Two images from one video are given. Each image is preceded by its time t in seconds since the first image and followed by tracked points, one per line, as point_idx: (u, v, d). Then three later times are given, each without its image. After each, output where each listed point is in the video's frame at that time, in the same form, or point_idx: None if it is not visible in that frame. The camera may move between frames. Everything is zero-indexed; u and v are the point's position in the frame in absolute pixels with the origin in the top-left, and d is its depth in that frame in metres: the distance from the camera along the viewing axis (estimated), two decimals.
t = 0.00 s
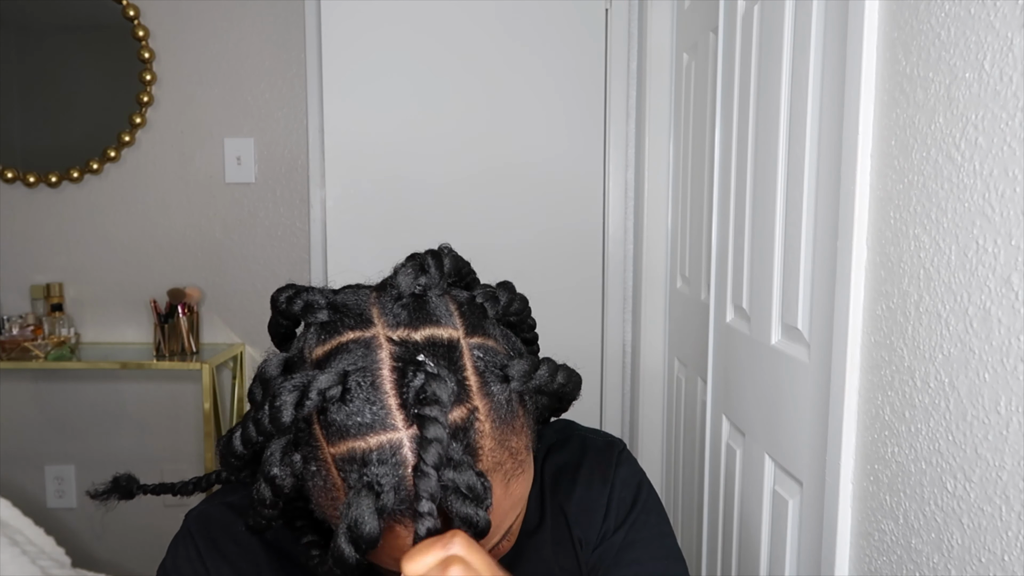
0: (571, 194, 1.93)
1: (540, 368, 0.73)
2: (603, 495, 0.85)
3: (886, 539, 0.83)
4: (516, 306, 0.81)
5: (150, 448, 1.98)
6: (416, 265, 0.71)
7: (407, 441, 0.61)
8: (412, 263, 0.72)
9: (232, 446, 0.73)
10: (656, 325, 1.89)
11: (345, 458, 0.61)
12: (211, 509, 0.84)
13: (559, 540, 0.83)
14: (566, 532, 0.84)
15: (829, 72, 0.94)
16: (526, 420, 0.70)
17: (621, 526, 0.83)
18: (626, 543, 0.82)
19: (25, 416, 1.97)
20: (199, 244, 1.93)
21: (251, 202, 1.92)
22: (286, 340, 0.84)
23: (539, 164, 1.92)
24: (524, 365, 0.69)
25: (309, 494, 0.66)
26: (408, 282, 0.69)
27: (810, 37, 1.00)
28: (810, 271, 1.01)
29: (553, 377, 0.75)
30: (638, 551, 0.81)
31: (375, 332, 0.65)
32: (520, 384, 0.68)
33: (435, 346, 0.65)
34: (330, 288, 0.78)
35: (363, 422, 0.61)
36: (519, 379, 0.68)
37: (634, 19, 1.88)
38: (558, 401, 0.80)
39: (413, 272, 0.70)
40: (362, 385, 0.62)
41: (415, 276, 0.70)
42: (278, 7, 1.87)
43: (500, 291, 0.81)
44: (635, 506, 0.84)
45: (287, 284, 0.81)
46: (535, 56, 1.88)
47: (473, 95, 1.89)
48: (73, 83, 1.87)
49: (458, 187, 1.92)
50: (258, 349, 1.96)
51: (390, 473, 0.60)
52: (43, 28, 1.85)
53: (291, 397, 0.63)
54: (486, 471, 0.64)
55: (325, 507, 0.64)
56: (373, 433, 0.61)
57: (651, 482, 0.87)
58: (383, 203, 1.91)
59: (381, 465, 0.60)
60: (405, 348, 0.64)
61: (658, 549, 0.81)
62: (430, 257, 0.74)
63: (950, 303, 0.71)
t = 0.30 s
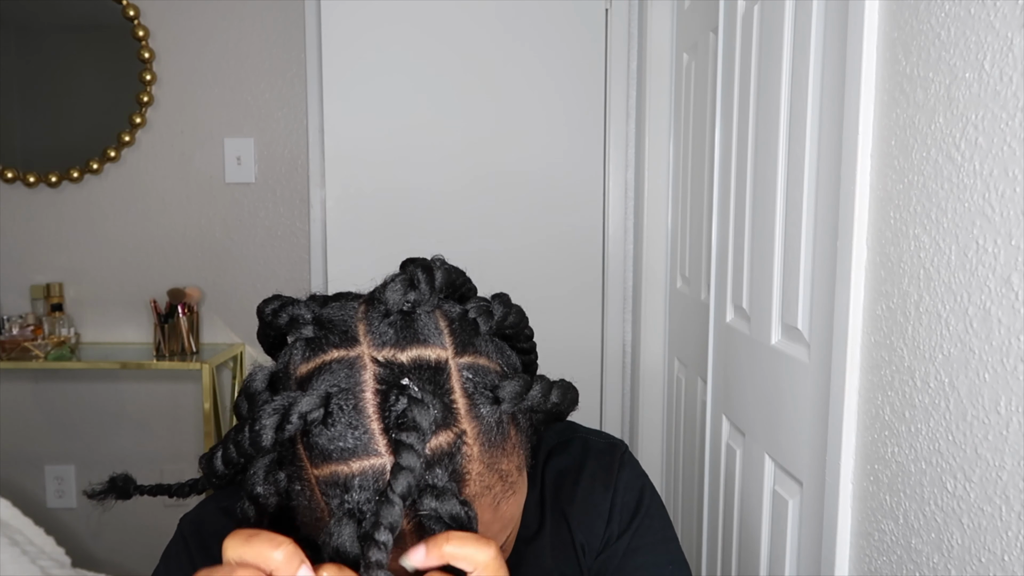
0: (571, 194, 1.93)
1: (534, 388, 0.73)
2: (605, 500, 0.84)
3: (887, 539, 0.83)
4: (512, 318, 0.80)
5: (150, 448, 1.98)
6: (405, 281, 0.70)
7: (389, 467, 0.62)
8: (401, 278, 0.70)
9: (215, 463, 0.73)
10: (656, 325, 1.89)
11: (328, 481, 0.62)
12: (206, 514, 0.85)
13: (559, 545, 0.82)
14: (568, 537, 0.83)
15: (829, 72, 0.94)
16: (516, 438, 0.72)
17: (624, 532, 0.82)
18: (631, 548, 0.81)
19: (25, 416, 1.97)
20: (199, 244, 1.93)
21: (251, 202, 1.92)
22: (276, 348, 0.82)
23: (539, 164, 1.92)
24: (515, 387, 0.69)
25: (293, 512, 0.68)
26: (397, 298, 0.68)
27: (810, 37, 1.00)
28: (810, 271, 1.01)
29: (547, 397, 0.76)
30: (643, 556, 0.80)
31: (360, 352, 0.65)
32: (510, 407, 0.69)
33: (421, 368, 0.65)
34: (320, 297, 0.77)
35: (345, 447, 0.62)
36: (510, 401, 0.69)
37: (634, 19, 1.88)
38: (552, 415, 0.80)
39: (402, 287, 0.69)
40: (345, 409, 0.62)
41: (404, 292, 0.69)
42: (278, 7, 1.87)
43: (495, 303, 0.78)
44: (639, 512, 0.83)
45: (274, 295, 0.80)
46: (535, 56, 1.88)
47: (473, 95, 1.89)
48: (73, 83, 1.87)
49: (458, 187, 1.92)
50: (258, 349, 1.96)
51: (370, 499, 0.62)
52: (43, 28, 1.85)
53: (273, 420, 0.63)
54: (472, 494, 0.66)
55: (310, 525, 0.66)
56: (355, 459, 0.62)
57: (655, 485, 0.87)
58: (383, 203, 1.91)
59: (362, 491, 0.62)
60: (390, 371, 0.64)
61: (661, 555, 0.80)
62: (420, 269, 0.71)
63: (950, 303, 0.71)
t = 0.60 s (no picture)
0: (571, 194, 1.92)
1: (539, 387, 0.71)
2: (609, 503, 0.85)
3: (887, 539, 0.83)
4: (516, 319, 0.80)
5: (150, 448, 1.98)
6: (411, 279, 0.69)
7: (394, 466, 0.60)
8: (406, 276, 0.70)
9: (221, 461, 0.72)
10: (656, 325, 1.89)
11: (331, 480, 0.61)
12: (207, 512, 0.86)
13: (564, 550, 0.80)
14: (571, 538, 0.81)
15: (829, 72, 0.94)
16: (520, 438, 0.70)
17: (626, 537, 0.84)
18: (632, 553, 0.83)
19: (26, 416, 1.97)
20: (199, 244, 1.93)
21: (251, 202, 1.92)
22: (279, 347, 0.81)
23: (539, 164, 1.92)
24: (520, 386, 0.67)
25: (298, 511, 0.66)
26: (402, 297, 0.67)
27: (809, 37, 1.00)
28: (810, 271, 1.01)
29: (552, 396, 0.74)
30: (644, 561, 0.83)
31: (364, 351, 0.64)
32: (515, 406, 0.67)
33: (426, 366, 0.64)
34: (326, 295, 0.76)
35: (350, 445, 0.60)
36: (515, 400, 0.67)
37: (634, 19, 1.88)
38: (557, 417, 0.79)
39: (408, 286, 0.68)
40: (349, 407, 0.61)
41: (410, 291, 0.68)
42: (278, 7, 1.87)
43: (500, 303, 0.80)
44: (640, 517, 0.86)
45: (279, 293, 0.79)
46: (535, 56, 1.88)
47: (473, 95, 1.89)
48: (72, 83, 1.87)
49: (458, 187, 1.92)
50: (258, 350, 1.96)
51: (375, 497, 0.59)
52: (43, 28, 1.85)
53: (278, 417, 0.62)
54: (476, 495, 0.64)
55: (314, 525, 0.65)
56: (359, 457, 0.60)
57: (656, 489, 0.89)
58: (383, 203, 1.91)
59: (367, 489, 0.60)
60: (395, 369, 0.62)
61: (661, 561, 0.83)
62: (425, 267, 0.72)
63: (950, 303, 0.71)
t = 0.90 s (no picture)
0: (571, 194, 1.93)
1: (542, 347, 0.76)
2: (608, 495, 0.87)
3: (887, 539, 0.83)
4: (521, 291, 0.83)
5: (150, 448, 1.98)
6: (423, 244, 0.76)
7: (404, 408, 0.63)
8: (419, 242, 0.76)
9: (238, 412, 0.76)
10: (656, 324, 1.89)
11: (345, 423, 0.63)
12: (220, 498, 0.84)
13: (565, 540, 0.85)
14: (573, 530, 0.86)
15: (829, 72, 0.94)
16: (523, 398, 0.73)
17: (625, 526, 0.85)
18: (631, 542, 0.84)
19: (26, 416, 1.97)
20: (199, 244, 1.93)
21: (251, 202, 1.92)
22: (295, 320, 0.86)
23: (539, 164, 1.92)
24: (524, 343, 0.72)
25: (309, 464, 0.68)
26: (414, 257, 0.73)
27: (809, 38, 1.00)
28: (810, 271, 1.01)
29: (554, 357, 0.78)
30: (643, 549, 0.83)
31: (380, 303, 0.67)
32: (519, 361, 0.71)
33: (437, 318, 0.67)
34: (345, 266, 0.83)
35: (364, 387, 0.63)
36: (519, 355, 0.71)
37: (634, 19, 1.88)
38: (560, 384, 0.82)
39: (420, 249, 0.75)
40: (364, 351, 0.64)
41: (421, 253, 0.74)
42: (278, 7, 1.87)
43: (507, 274, 0.84)
44: (639, 506, 0.86)
45: (300, 261, 0.84)
46: (535, 56, 1.88)
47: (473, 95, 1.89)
48: (72, 83, 1.87)
49: (458, 187, 1.92)
50: (258, 349, 1.96)
51: (386, 438, 0.62)
52: (43, 28, 1.84)
53: (295, 359, 0.65)
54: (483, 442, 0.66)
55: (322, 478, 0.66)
56: (372, 399, 0.63)
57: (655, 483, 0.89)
58: (383, 203, 1.91)
59: (378, 430, 0.62)
60: (407, 317, 0.66)
61: (662, 548, 0.83)
62: (437, 235, 0.78)
63: (951, 302, 0.71)
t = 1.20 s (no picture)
0: (571, 194, 1.93)
1: (517, 328, 0.77)
2: (601, 486, 0.86)
3: (887, 539, 0.83)
4: (504, 277, 0.84)
5: (150, 448, 1.98)
6: (408, 229, 0.79)
7: (380, 376, 0.63)
8: (405, 228, 0.80)
9: (232, 380, 0.79)
10: (656, 324, 1.89)
11: (323, 390, 0.64)
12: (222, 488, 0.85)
13: (555, 532, 0.85)
14: (564, 520, 0.85)
15: (829, 72, 0.94)
16: (500, 376, 0.73)
17: (619, 515, 0.83)
18: (625, 532, 0.81)
19: (26, 416, 1.97)
20: (199, 244, 1.93)
21: (251, 202, 1.92)
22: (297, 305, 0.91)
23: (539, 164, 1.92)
24: (500, 322, 0.73)
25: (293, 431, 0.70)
26: (398, 241, 0.77)
27: (809, 38, 1.00)
28: (810, 271, 1.01)
29: (529, 340, 0.79)
30: (637, 540, 0.80)
31: (363, 279, 0.69)
32: (493, 340, 0.72)
33: (415, 294, 0.68)
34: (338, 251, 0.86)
35: (340, 355, 0.64)
36: (494, 334, 0.72)
37: (634, 20, 1.88)
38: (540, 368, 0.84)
39: (404, 233, 0.79)
40: (344, 321, 0.65)
41: (405, 237, 0.78)
42: (278, 7, 1.87)
43: (489, 260, 0.84)
44: (635, 498, 0.84)
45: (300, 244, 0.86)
46: (535, 56, 1.88)
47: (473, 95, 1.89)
48: (72, 83, 1.87)
49: (458, 186, 1.92)
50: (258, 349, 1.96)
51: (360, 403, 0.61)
52: (43, 28, 1.84)
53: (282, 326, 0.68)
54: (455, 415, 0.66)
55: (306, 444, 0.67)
56: (348, 367, 0.63)
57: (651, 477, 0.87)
58: (383, 202, 1.91)
59: (353, 396, 0.62)
60: (385, 292, 0.67)
61: (658, 539, 0.80)
62: (423, 220, 0.82)
63: (950, 303, 0.71)
